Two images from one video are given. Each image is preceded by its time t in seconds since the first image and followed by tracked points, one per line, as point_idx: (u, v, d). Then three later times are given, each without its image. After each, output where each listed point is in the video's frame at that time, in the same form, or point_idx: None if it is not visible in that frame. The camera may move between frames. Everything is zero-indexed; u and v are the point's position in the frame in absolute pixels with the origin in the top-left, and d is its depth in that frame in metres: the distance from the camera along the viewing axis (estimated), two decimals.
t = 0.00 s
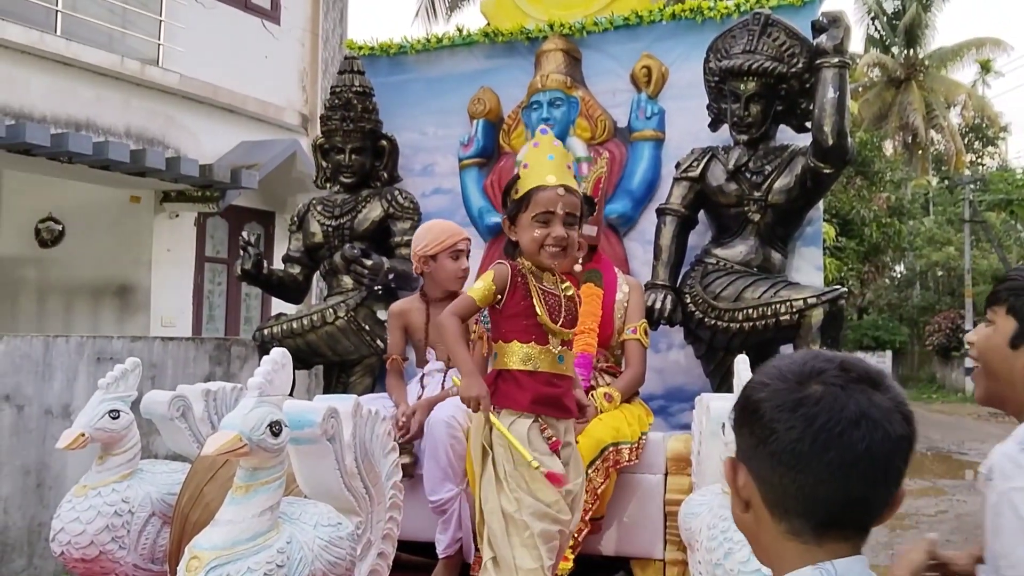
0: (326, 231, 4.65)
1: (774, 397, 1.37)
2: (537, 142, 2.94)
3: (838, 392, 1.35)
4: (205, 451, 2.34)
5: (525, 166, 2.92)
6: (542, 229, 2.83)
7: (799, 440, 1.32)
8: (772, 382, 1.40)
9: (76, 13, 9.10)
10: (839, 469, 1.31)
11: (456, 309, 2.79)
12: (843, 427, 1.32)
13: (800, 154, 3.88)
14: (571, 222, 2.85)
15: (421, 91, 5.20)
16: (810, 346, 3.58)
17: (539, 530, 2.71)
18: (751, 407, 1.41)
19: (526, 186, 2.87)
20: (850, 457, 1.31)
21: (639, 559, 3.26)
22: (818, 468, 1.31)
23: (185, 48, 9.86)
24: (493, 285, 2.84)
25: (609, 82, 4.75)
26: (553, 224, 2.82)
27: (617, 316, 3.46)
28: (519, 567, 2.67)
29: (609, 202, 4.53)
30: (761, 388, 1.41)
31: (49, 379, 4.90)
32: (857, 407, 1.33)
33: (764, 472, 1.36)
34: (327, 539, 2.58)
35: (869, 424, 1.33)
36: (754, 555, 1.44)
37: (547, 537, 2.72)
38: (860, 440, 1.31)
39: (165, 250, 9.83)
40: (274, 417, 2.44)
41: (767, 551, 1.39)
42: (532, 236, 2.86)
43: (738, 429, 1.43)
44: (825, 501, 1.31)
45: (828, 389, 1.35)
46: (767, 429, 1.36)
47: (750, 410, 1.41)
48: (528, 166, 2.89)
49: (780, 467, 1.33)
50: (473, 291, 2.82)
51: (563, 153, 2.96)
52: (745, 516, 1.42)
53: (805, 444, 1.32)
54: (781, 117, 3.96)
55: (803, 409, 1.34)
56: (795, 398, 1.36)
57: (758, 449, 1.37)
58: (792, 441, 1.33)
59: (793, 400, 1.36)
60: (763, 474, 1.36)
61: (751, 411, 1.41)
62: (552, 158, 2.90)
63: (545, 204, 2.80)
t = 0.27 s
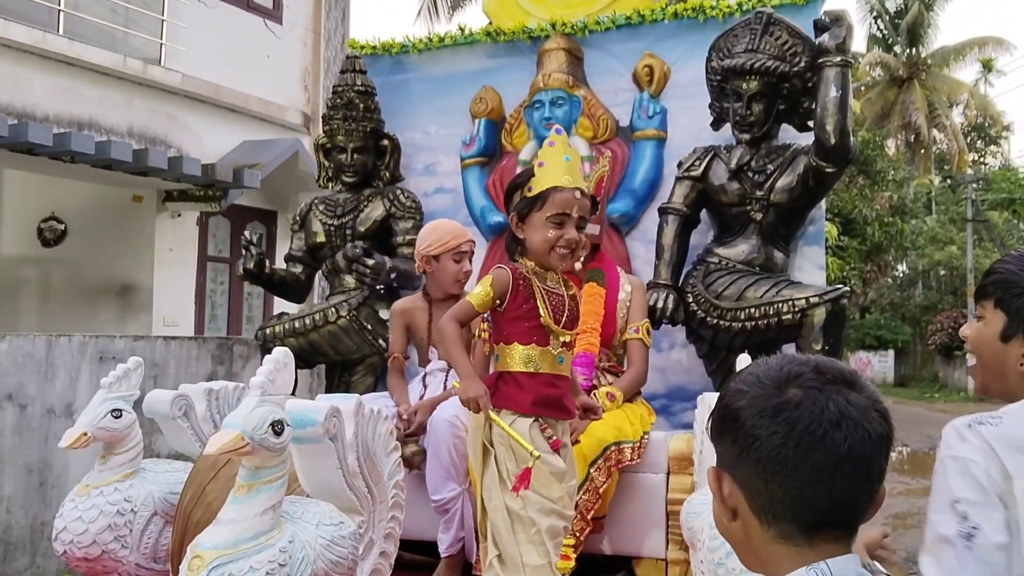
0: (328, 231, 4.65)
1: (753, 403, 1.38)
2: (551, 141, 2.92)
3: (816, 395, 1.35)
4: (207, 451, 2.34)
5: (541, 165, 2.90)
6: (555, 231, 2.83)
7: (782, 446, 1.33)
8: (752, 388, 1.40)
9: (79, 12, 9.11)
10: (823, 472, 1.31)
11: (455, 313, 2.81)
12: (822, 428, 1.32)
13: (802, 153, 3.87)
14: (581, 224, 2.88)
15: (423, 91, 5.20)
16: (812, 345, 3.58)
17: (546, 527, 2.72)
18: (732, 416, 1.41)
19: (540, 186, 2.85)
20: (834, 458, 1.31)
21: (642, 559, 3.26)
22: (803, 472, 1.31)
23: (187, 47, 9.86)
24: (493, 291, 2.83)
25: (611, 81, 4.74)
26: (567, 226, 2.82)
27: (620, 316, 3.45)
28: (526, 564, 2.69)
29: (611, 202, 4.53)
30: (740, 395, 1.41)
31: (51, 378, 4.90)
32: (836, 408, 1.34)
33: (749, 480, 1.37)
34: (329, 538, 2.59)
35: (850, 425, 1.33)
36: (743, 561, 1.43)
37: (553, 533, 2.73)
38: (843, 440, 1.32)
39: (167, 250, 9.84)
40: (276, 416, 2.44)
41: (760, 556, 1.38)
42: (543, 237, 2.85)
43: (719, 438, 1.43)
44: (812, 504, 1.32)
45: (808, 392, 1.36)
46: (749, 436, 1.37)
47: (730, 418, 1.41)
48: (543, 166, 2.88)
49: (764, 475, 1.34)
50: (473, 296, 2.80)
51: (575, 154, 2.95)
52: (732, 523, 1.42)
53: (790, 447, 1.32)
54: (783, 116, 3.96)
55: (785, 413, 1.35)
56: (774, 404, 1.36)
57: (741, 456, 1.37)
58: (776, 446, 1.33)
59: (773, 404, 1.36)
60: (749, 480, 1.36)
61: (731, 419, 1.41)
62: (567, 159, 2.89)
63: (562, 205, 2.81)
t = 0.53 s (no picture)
0: (330, 230, 4.65)
1: (767, 394, 1.38)
2: (560, 145, 3.00)
3: (830, 386, 1.35)
4: (209, 450, 2.35)
5: (552, 169, 2.97)
6: (569, 235, 2.93)
7: (797, 434, 1.33)
8: (766, 381, 1.40)
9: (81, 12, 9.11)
10: (837, 460, 1.31)
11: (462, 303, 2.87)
12: (838, 418, 1.33)
13: (803, 153, 3.87)
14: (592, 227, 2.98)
15: (425, 90, 5.20)
16: (814, 345, 3.58)
17: (578, 519, 2.80)
18: (743, 409, 1.41)
19: (553, 190, 2.94)
20: (847, 447, 1.32)
21: (644, 558, 3.26)
22: (819, 460, 1.31)
23: (189, 47, 9.87)
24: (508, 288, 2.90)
25: (613, 81, 4.74)
26: (580, 230, 2.93)
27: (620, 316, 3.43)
28: (558, 558, 2.77)
29: (613, 201, 4.53)
30: (753, 388, 1.41)
31: (52, 378, 4.90)
32: (850, 398, 1.34)
33: (759, 473, 1.37)
34: (331, 538, 2.59)
35: (864, 416, 1.34)
36: (750, 558, 1.43)
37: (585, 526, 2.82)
38: (857, 431, 1.32)
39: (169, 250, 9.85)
40: (278, 416, 2.44)
41: (770, 553, 1.38)
42: (557, 242, 2.95)
43: (730, 429, 1.43)
44: (823, 495, 1.31)
45: (821, 384, 1.36)
46: (760, 428, 1.36)
47: (741, 412, 1.41)
48: (555, 169, 2.95)
49: (776, 467, 1.34)
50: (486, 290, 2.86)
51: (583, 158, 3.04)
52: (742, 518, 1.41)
53: (804, 436, 1.33)
54: (785, 116, 3.96)
55: (799, 403, 1.35)
56: (788, 395, 1.36)
57: (752, 449, 1.37)
58: (790, 437, 1.33)
59: (787, 395, 1.36)
60: (761, 472, 1.36)
61: (743, 412, 1.40)
62: (577, 163, 2.98)
63: (575, 210, 2.91)
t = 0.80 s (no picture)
0: (331, 232, 4.65)
1: (776, 390, 1.39)
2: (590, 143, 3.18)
3: (839, 382, 1.37)
4: (211, 451, 2.35)
5: (580, 166, 3.17)
6: (598, 231, 3.09)
7: (804, 430, 1.34)
8: (774, 378, 1.42)
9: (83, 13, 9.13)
10: (845, 458, 1.32)
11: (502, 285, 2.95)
12: (845, 414, 1.33)
13: (805, 155, 3.87)
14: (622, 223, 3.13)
15: (426, 91, 5.21)
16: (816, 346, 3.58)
17: (572, 537, 2.92)
18: (752, 404, 1.42)
19: (582, 187, 3.12)
20: (855, 444, 1.32)
21: (644, 559, 3.25)
22: (826, 455, 1.32)
23: (191, 48, 9.88)
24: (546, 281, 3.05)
25: (614, 82, 4.74)
26: (608, 225, 3.08)
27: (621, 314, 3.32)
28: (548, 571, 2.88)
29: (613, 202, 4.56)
30: (762, 384, 1.42)
31: (55, 379, 4.90)
32: (857, 395, 1.35)
33: (767, 467, 1.37)
34: (332, 539, 2.59)
35: (871, 413, 1.34)
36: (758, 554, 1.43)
37: (579, 543, 2.92)
38: (863, 427, 1.33)
39: (172, 251, 9.85)
40: (280, 417, 2.45)
41: (775, 551, 1.38)
42: (587, 239, 3.11)
43: (740, 425, 1.45)
44: (828, 492, 1.32)
45: (831, 381, 1.37)
46: (769, 422, 1.37)
47: (751, 407, 1.42)
48: (584, 167, 3.14)
49: (782, 461, 1.34)
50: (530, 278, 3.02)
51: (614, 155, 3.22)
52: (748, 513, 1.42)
53: (811, 431, 1.33)
54: (786, 117, 3.96)
55: (806, 399, 1.36)
56: (796, 390, 1.37)
57: (760, 443, 1.38)
58: (796, 432, 1.34)
59: (795, 391, 1.37)
60: (769, 467, 1.36)
61: (753, 407, 1.42)
62: (606, 160, 3.15)
63: (603, 205, 3.07)
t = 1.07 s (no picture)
0: (333, 233, 4.66)
1: (792, 389, 1.36)
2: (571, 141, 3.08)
3: (854, 382, 1.34)
4: (213, 451, 2.35)
5: (563, 166, 3.06)
6: (584, 229, 2.95)
7: (821, 428, 1.32)
8: (787, 377, 1.39)
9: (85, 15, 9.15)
10: (862, 456, 1.30)
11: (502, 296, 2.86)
12: (861, 414, 1.31)
13: (806, 156, 3.88)
14: (612, 218, 2.98)
15: (427, 92, 5.21)
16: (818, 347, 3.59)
17: (572, 537, 2.80)
18: (768, 403, 1.40)
19: (565, 186, 3.01)
20: (871, 442, 1.30)
21: (645, 561, 3.25)
22: (840, 454, 1.30)
23: (193, 50, 9.89)
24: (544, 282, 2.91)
25: (616, 83, 4.74)
26: (594, 222, 2.95)
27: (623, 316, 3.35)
28: (547, 570, 2.76)
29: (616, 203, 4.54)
30: (777, 382, 1.40)
31: (57, 380, 4.91)
32: (873, 394, 1.33)
33: (784, 466, 1.35)
34: (335, 540, 2.60)
35: (887, 411, 1.32)
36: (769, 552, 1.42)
37: (579, 543, 2.81)
38: (879, 426, 1.30)
39: (174, 252, 9.86)
40: (281, 418, 2.45)
41: (788, 552, 1.37)
42: (575, 238, 2.98)
43: (753, 422, 1.42)
44: (841, 490, 1.30)
45: (845, 380, 1.34)
46: (784, 420, 1.35)
47: (766, 406, 1.39)
48: (565, 167, 3.03)
49: (795, 460, 1.33)
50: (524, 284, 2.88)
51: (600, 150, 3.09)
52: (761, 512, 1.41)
53: (826, 430, 1.31)
54: (788, 118, 3.96)
55: (821, 397, 1.34)
56: (811, 388, 1.35)
57: (775, 443, 1.36)
58: (811, 431, 1.32)
59: (811, 389, 1.35)
60: (783, 466, 1.35)
61: (767, 405, 1.39)
62: (589, 156, 3.04)
63: (585, 203, 2.94)
